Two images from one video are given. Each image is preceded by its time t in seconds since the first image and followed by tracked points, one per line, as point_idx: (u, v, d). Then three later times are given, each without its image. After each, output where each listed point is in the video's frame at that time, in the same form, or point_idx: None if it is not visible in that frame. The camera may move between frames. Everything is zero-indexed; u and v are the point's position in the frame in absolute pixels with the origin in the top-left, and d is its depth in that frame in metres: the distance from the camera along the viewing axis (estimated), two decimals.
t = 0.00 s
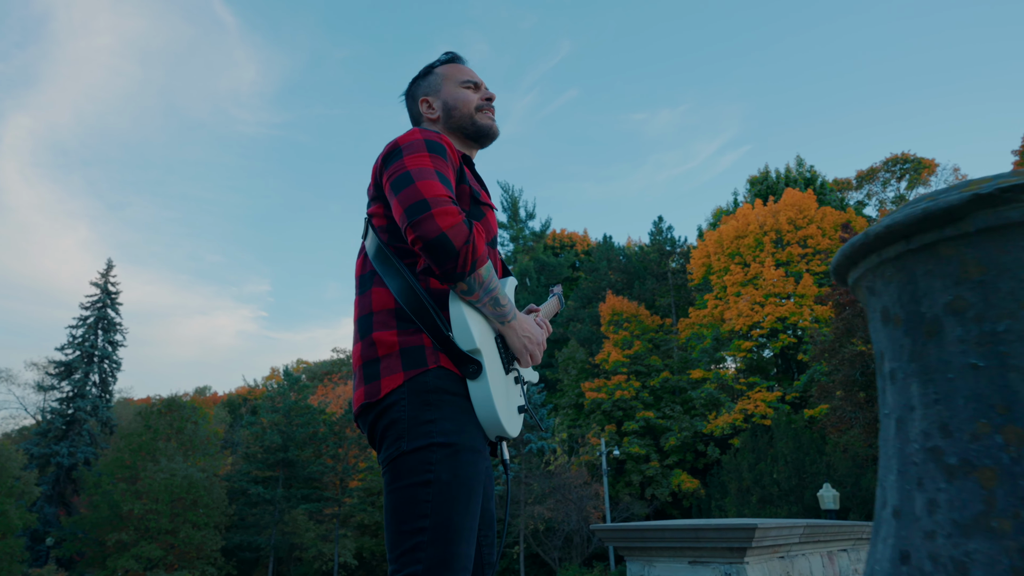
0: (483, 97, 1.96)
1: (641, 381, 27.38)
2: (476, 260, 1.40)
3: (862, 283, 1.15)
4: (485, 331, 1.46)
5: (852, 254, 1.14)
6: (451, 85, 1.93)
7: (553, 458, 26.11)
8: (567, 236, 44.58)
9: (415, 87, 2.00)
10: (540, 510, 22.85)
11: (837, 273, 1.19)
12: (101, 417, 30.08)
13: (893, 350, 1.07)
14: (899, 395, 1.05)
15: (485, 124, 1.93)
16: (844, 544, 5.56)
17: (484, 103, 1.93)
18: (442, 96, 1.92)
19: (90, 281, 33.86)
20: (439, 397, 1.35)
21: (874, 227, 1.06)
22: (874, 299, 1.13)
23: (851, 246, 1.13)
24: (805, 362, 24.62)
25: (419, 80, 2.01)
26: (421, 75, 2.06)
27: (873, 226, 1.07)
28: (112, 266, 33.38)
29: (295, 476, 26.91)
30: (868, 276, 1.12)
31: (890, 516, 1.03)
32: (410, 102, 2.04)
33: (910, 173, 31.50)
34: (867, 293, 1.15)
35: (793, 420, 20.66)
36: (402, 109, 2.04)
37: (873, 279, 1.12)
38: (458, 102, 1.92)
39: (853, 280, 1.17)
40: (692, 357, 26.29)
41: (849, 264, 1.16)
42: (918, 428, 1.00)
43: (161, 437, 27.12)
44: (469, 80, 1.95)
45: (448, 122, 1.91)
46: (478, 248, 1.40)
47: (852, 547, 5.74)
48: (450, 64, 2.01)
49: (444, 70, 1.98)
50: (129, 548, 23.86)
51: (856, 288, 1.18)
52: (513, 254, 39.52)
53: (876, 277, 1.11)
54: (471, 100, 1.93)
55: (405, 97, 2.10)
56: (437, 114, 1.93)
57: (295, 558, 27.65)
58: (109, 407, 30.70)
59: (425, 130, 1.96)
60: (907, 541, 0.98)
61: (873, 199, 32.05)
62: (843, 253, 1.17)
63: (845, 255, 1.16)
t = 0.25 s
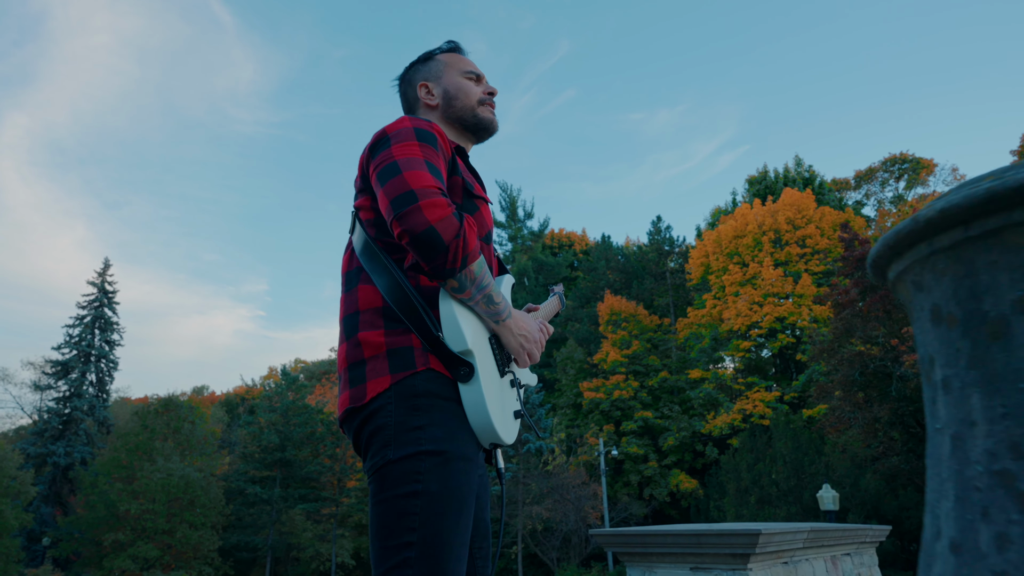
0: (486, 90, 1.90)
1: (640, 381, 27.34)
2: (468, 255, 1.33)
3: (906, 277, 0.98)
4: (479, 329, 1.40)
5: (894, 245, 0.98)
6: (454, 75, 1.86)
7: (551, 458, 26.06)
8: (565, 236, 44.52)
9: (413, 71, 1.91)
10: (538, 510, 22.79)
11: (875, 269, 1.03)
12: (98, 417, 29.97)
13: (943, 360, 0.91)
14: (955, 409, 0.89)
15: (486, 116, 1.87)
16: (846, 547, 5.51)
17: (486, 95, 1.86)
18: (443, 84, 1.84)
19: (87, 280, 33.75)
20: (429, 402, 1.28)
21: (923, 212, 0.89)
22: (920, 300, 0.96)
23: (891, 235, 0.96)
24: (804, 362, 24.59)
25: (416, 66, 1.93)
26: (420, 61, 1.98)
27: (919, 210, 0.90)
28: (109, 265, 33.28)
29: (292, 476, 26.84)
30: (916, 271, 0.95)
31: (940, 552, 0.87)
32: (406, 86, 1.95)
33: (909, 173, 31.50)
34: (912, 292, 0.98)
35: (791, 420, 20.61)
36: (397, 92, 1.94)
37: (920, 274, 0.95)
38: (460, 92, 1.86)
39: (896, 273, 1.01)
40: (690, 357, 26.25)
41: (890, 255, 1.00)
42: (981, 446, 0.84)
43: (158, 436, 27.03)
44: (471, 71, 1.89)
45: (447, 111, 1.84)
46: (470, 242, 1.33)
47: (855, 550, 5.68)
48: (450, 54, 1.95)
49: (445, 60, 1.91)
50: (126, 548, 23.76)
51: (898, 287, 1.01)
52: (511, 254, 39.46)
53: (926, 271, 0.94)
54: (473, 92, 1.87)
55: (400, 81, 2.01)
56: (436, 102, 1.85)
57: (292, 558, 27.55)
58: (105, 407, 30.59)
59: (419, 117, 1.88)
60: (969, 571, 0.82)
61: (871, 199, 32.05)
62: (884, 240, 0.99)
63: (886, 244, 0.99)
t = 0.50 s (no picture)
0: (483, 79, 1.85)
1: (639, 381, 27.31)
2: (461, 249, 1.27)
3: (949, 265, 0.89)
4: (473, 327, 1.34)
5: (937, 227, 0.88)
6: (450, 61, 1.81)
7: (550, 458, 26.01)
8: (565, 236, 44.50)
9: (406, 58, 1.86)
10: (537, 510, 22.74)
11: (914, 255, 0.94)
12: (96, 416, 29.87)
13: (988, 348, 0.83)
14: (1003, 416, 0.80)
15: (482, 107, 1.82)
16: (849, 551, 5.46)
17: (482, 86, 1.81)
18: (437, 72, 1.79)
19: (86, 280, 33.67)
20: (419, 403, 1.23)
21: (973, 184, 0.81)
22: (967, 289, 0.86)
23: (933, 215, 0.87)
24: (803, 363, 24.54)
25: (411, 52, 1.88)
26: (414, 46, 1.92)
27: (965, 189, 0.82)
28: (108, 265, 33.20)
29: (291, 476, 26.77)
30: (963, 256, 0.86)
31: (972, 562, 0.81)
32: (399, 72, 1.90)
33: (908, 173, 31.48)
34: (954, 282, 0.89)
35: (791, 421, 20.55)
36: (390, 78, 1.89)
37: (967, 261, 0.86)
38: (454, 80, 1.81)
39: (936, 261, 0.91)
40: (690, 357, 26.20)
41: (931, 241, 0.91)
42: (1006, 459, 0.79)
43: (156, 436, 26.94)
44: (467, 59, 1.84)
45: (441, 101, 1.79)
46: (464, 235, 1.28)
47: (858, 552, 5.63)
48: (446, 40, 1.90)
49: (439, 47, 1.86)
50: (124, 549, 23.69)
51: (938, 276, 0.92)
52: (511, 253, 39.41)
53: (975, 256, 0.85)
54: (469, 81, 1.81)
55: (393, 66, 1.95)
56: (429, 90, 1.80)
57: (291, 559, 27.48)
58: (103, 407, 30.50)
59: (412, 105, 1.83)
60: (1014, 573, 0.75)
61: (871, 200, 32.03)
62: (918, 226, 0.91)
63: (928, 226, 0.89)
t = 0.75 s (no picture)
0: (485, 73, 1.81)
1: (640, 382, 27.27)
2: (462, 248, 1.24)
3: (1003, 259, 1.33)
4: (476, 328, 1.31)
5: (992, 219, 1.31)
6: (452, 55, 1.77)
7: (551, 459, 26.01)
8: (565, 236, 44.46)
9: (408, 49, 1.83)
10: (538, 511, 22.70)
11: (965, 249, 1.38)
12: (96, 417, 29.83)
13: None
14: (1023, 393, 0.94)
15: (483, 102, 1.78)
16: (855, 554, 5.42)
17: (484, 81, 1.78)
18: (438, 66, 1.76)
19: (86, 281, 33.65)
20: (420, 407, 1.19)
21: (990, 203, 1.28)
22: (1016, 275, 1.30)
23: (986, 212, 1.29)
24: (804, 363, 24.49)
25: (413, 44, 1.84)
26: (416, 37, 1.89)
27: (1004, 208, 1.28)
28: (108, 265, 33.19)
29: (291, 477, 26.74)
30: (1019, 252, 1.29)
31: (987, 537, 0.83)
32: (400, 62, 1.86)
33: (909, 173, 31.43)
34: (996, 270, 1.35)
35: (792, 421, 20.52)
36: (391, 68, 1.86)
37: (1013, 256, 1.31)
38: (457, 74, 1.77)
39: (992, 255, 1.35)
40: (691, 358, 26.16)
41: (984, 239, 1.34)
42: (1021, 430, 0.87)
43: (156, 437, 26.90)
44: (469, 52, 1.80)
45: (442, 93, 1.75)
46: (465, 233, 1.24)
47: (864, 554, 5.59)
48: (450, 32, 1.86)
49: (442, 37, 1.82)
50: (124, 550, 23.67)
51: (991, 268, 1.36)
52: (511, 254, 39.39)
53: None
54: (471, 77, 1.78)
55: (394, 57, 1.92)
56: (429, 83, 1.76)
57: (291, 560, 27.45)
58: (104, 408, 30.50)
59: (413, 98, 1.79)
60: None
61: (872, 199, 31.99)
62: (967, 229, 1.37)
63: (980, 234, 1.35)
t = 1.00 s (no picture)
0: (486, 72, 1.79)
1: (640, 382, 27.25)
2: (465, 251, 1.21)
3: None
4: (479, 331, 1.29)
5: None
6: (454, 52, 1.75)
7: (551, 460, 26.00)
8: (565, 236, 44.43)
9: (410, 46, 1.81)
10: (538, 512, 22.65)
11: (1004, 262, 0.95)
12: (96, 418, 29.75)
13: None
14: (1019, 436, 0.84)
15: (486, 100, 1.76)
16: (858, 556, 5.38)
17: (487, 79, 1.76)
18: (439, 61, 1.73)
19: (86, 281, 33.60)
20: (422, 414, 1.17)
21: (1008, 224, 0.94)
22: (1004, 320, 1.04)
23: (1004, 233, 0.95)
24: (804, 363, 24.46)
25: (414, 41, 1.82)
26: (418, 34, 1.87)
27: None
28: (108, 266, 33.15)
29: (290, 478, 26.69)
30: None
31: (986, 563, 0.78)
32: (402, 61, 1.85)
33: (909, 173, 31.43)
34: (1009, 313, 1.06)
35: (792, 422, 20.48)
36: (393, 65, 1.84)
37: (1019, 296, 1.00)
38: (459, 73, 1.75)
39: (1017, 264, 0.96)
40: (691, 358, 26.12)
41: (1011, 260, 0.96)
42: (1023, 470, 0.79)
43: (156, 438, 26.84)
44: (472, 50, 1.78)
45: (443, 91, 1.73)
46: (468, 236, 1.22)
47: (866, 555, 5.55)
48: (452, 29, 1.83)
49: (445, 37, 1.80)
50: (124, 551, 23.61)
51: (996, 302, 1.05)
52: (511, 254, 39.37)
53: None
54: (473, 74, 1.76)
55: (397, 54, 1.90)
56: (432, 80, 1.74)
57: (291, 560, 27.40)
58: (103, 408, 30.46)
59: (415, 97, 1.77)
60: None
61: (871, 199, 31.98)
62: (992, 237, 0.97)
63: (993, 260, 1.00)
